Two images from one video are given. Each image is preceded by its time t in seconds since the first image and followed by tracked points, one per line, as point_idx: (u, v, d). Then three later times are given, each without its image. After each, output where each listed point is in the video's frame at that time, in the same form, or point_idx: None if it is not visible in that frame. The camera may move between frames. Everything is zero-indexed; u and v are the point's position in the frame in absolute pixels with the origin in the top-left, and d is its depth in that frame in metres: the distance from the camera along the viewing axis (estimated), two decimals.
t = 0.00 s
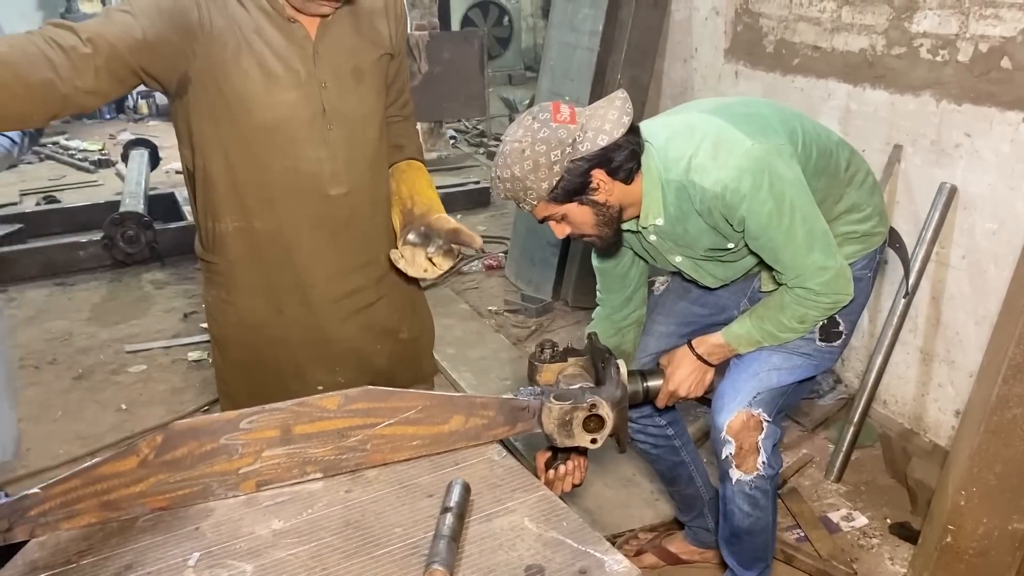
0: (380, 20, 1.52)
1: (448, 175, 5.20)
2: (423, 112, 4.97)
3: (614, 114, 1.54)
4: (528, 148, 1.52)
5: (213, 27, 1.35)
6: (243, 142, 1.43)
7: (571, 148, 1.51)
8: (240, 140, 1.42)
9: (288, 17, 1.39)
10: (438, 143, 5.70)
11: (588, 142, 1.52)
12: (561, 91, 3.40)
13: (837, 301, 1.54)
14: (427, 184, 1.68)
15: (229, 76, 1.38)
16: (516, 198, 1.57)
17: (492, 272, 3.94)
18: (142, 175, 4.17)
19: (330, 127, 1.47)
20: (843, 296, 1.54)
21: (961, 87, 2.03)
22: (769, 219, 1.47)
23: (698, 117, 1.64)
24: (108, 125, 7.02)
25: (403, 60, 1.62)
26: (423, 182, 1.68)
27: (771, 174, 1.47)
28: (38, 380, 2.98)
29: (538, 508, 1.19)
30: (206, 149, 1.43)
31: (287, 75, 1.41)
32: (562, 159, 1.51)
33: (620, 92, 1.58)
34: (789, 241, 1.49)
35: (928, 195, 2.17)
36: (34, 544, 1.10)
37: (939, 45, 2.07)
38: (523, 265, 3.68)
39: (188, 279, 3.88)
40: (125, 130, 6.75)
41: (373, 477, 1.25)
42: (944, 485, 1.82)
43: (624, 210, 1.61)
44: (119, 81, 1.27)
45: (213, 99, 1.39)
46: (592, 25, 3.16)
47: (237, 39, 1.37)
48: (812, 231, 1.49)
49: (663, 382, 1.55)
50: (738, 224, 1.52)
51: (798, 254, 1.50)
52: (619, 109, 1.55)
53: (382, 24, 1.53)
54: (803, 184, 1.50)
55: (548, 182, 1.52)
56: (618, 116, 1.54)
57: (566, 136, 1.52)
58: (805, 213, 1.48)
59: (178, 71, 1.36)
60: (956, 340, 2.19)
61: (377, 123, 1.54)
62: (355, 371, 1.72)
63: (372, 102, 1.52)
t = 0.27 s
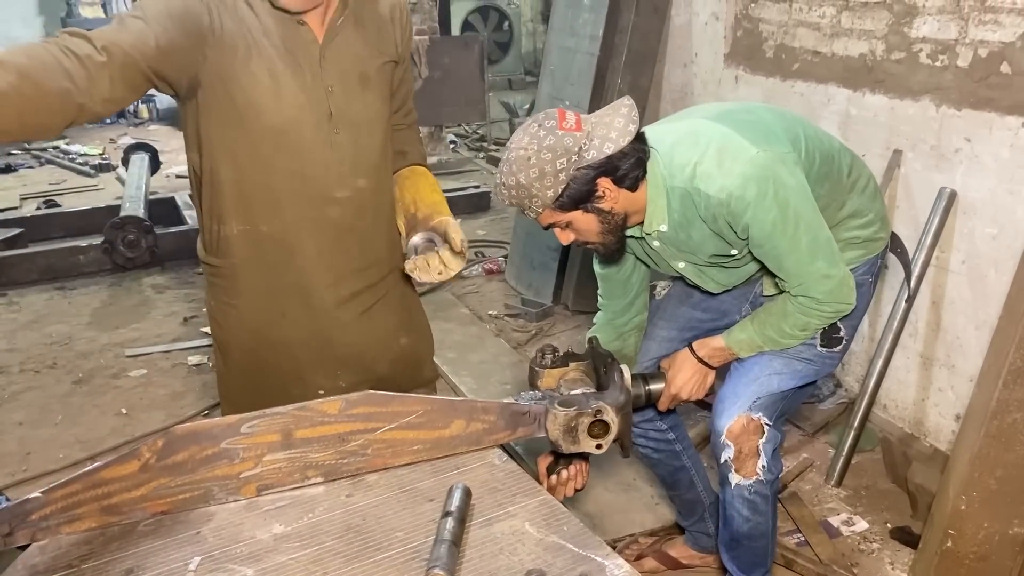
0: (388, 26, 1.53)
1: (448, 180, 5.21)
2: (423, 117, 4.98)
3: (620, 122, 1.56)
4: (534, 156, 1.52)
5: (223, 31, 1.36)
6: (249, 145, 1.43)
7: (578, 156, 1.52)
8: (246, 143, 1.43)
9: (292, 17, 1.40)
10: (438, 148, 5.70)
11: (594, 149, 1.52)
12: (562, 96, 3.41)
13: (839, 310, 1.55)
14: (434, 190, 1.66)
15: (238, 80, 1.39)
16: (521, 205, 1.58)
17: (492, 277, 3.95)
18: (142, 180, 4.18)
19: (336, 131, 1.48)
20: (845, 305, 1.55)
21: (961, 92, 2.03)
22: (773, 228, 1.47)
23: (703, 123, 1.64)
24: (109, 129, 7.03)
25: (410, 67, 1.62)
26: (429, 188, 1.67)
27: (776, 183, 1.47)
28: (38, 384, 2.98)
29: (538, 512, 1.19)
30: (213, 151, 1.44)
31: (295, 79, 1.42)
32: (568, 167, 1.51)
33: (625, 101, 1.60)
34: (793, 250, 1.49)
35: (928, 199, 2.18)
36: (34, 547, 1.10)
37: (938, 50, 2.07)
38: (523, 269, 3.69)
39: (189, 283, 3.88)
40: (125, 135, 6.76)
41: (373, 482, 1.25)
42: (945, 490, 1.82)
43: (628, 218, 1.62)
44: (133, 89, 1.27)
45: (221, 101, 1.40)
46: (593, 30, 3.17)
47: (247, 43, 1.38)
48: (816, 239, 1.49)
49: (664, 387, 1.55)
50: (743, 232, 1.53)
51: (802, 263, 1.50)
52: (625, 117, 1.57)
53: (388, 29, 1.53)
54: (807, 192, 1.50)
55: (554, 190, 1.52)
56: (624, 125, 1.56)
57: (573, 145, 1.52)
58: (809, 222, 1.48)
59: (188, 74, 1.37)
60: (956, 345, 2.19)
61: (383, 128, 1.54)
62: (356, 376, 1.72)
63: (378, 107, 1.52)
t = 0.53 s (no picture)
0: (388, 30, 1.53)
1: (448, 185, 5.22)
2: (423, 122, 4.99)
3: (637, 135, 1.55)
4: (553, 171, 1.48)
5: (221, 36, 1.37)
6: (248, 148, 1.44)
7: (597, 171, 1.51)
8: (245, 146, 1.43)
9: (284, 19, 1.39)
10: (438, 152, 5.71)
11: (613, 163, 1.52)
12: (562, 101, 3.41)
13: (845, 310, 1.55)
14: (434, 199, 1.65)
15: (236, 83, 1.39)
16: (534, 219, 1.55)
17: (492, 281, 3.95)
18: (143, 185, 4.18)
19: (335, 133, 1.48)
20: (849, 306, 1.55)
21: (960, 97, 2.04)
22: (782, 231, 1.48)
23: (708, 129, 1.65)
24: (109, 134, 7.05)
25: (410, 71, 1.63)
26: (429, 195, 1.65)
27: (784, 186, 1.48)
28: (38, 389, 2.98)
29: (539, 516, 1.19)
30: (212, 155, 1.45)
31: (293, 82, 1.43)
32: (588, 182, 1.49)
33: (640, 113, 1.59)
34: (800, 252, 1.50)
35: (927, 204, 2.18)
36: (35, 551, 1.10)
37: (937, 56, 2.08)
38: (523, 274, 3.69)
39: (189, 288, 3.88)
40: (126, 140, 6.77)
41: (374, 487, 1.25)
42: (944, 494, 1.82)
43: (640, 229, 1.62)
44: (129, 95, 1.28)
45: (219, 106, 1.41)
46: (593, 35, 3.17)
47: (244, 48, 1.39)
48: (823, 242, 1.50)
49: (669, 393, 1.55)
50: (751, 236, 1.53)
51: (810, 264, 1.51)
52: (642, 130, 1.55)
53: (386, 31, 1.53)
54: (812, 195, 1.51)
55: (572, 205, 1.50)
56: (641, 138, 1.55)
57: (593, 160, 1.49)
58: (815, 224, 1.49)
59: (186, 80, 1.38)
60: (956, 349, 2.19)
61: (382, 131, 1.55)
62: (357, 379, 1.72)
63: (378, 110, 1.53)
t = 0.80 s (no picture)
0: (384, 37, 1.54)
1: (448, 190, 5.23)
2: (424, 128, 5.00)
3: (642, 142, 1.55)
4: (559, 177, 1.49)
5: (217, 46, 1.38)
6: (244, 154, 1.44)
7: (603, 178, 1.51)
8: (242, 153, 1.44)
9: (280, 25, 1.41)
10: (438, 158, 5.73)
11: (619, 170, 1.53)
12: (562, 107, 3.42)
13: (854, 315, 1.55)
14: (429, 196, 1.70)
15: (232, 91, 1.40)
16: (539, 227, 1.55)
17: (493, 287, 3.95)
18: (144, 191, 4.19)
19: (331, 139, 1.49)
20: (860, 311, 1.55)
21: (959, 103, 2.05)
22: (791, 236, 1.48)
23: (711, 135, 1.65)
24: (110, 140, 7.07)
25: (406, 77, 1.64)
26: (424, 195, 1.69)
27: (792, 190, 1.49)
28: (39, 395, 2.98)
29: (540, 521, 1.19)
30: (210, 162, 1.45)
31: (290, 89, 1.44)
32: (593, 188, 1.50)
33: (643, 119, 1.59)
34: (809, 257, 1.50)
35: (927, 209, 2.19)
36: (37, 555, 1.11)
37: (936, 61, 2.09)
38: (524, 279, 3.69)
39: (190, 294, 3.89)
40: (127, 146, 6.79)
41: (375, 493, 1.25)
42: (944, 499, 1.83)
43: (645, 236, 1.62)
44: (130, 114, 1.29)
45: (217, 114, 1.41)
46: (593, 41, 3.19)
47: (240, 55, 1.39)
48: (830, 246, 1.50)
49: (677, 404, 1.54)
50: (759, 242, 1.54)
51: (818, 269, 1.51)
52: (647, 136, 1.56)
53: (382, 36, 1.54)
54: (819, 199, 1.52)
55: (578, 211, 1.50)
56: (646, 144, 1.55)
57: (599, 167, 1.50)
58: (824, 229, 1.49)
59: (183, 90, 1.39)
60: (956, 354, 2.19)
61: (379, 137, 1.55)
62: (356, 384, 1.72)
63: (374, 115, 1.53)
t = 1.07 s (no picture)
0: (381, 49, 1.56)
1: (448, 196, 5.23)
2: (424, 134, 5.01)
3: (639, 149, 1.55)
4: (555, 186, 1.49)
5: (220, 63, 1.38)
6: (250, 169, 1.45)
7: (599, 185, 1.52)
8: (248, 168, 1.44)
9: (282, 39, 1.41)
10: (438, 164, 5.73)
11: (615, 177, 1.53)
12: (562, 114, 3.43)
13: (858, 328, 1.55)
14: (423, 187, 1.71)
15: (237, 107, 1.41)
16: (536, 233, 1.55)
17: (493, 293, 3.95)
18: (145, 197, 4.20)
19: (334, 151, 1.49)
20: (863, 323, 1.55)
21: (958, 109, 2.05)
22: (791, 246, 1.49)
23: (713, 144, 1.66)
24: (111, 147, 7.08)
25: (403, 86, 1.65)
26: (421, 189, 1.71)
27: (792, 200, 1.49)
28: (40, 401, 2.99)
29: (541, 526, 1.19)
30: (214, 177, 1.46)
31: (293, 103, 1.45)
32: (590, 196, 1.50)
33: (642, 126, 1.60)
34: (810, 268, 1.50)
35: (926, 215, 2.19)
36: (39, 560, 1.11)
37: (935, 67, 2.09)
38: (524, 285, 3.70)
39: (191, 300, 3.89)
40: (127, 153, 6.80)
41: (376, 499, 1.25)
42: (945, 505, 1.83)
43: (642, 243, 1.62)
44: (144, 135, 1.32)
45: (220, 127, 1.42)
46: (592, 48, 3.20)
47: (243, 68, 1.40)
48: (832, 257, 1.50)
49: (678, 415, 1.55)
50: (760, 251, 1.54)
51: (820, 280, 1.51)
52: (644, 143, 1.56)
53: (379, 47, 1.56)
54: (821, 210, 1.52)
55: (575, 221, 1.51)
56: (643, 151, 1.55)
57: (595, 174, 1.50)
58: (825, 239, 1.50)
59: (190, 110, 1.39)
60: (956, 360, 2.19)
61: (380, 148, 1.56)
62: (357, 392, 1.72)
63: (375, 126, 1.54)
